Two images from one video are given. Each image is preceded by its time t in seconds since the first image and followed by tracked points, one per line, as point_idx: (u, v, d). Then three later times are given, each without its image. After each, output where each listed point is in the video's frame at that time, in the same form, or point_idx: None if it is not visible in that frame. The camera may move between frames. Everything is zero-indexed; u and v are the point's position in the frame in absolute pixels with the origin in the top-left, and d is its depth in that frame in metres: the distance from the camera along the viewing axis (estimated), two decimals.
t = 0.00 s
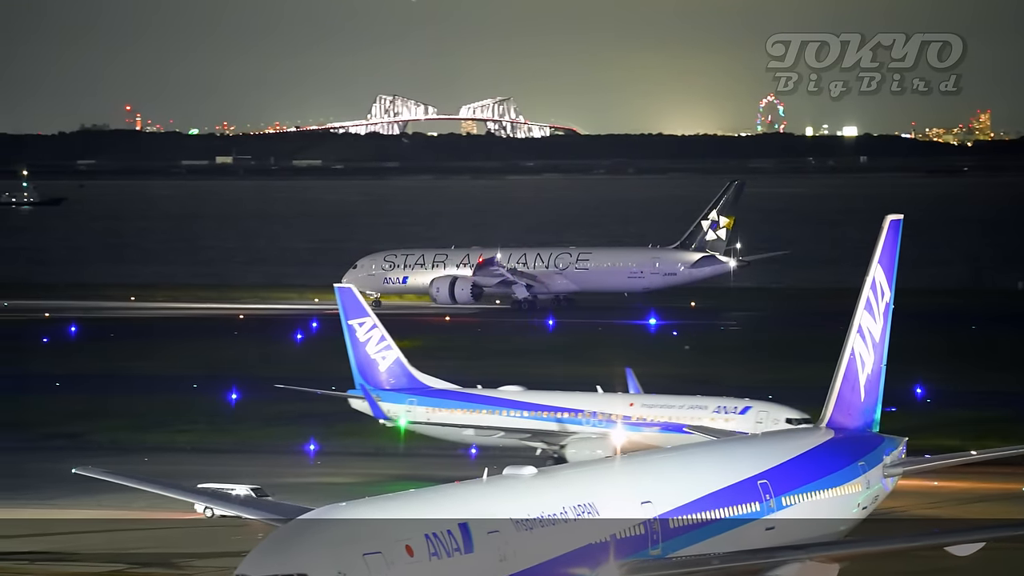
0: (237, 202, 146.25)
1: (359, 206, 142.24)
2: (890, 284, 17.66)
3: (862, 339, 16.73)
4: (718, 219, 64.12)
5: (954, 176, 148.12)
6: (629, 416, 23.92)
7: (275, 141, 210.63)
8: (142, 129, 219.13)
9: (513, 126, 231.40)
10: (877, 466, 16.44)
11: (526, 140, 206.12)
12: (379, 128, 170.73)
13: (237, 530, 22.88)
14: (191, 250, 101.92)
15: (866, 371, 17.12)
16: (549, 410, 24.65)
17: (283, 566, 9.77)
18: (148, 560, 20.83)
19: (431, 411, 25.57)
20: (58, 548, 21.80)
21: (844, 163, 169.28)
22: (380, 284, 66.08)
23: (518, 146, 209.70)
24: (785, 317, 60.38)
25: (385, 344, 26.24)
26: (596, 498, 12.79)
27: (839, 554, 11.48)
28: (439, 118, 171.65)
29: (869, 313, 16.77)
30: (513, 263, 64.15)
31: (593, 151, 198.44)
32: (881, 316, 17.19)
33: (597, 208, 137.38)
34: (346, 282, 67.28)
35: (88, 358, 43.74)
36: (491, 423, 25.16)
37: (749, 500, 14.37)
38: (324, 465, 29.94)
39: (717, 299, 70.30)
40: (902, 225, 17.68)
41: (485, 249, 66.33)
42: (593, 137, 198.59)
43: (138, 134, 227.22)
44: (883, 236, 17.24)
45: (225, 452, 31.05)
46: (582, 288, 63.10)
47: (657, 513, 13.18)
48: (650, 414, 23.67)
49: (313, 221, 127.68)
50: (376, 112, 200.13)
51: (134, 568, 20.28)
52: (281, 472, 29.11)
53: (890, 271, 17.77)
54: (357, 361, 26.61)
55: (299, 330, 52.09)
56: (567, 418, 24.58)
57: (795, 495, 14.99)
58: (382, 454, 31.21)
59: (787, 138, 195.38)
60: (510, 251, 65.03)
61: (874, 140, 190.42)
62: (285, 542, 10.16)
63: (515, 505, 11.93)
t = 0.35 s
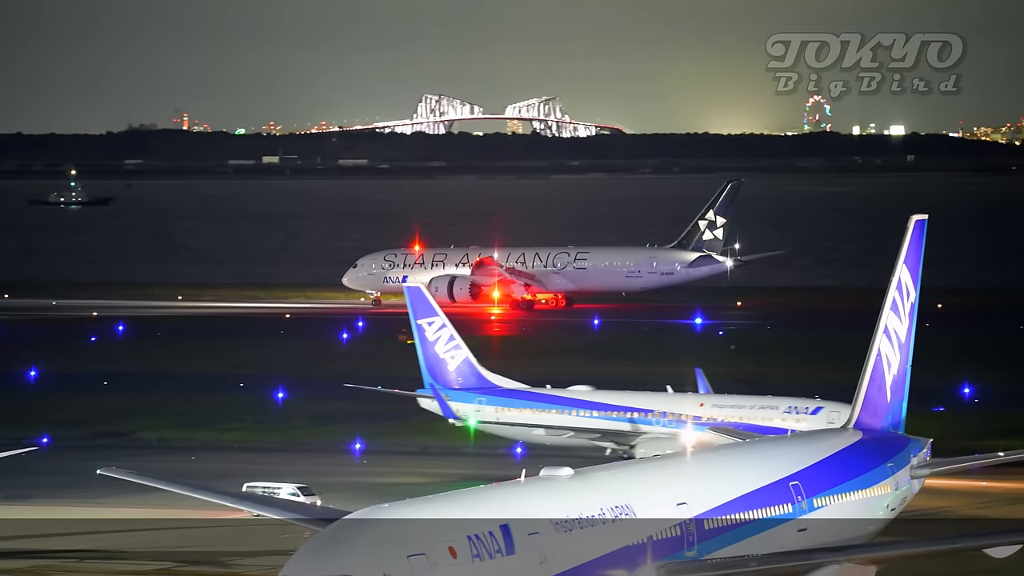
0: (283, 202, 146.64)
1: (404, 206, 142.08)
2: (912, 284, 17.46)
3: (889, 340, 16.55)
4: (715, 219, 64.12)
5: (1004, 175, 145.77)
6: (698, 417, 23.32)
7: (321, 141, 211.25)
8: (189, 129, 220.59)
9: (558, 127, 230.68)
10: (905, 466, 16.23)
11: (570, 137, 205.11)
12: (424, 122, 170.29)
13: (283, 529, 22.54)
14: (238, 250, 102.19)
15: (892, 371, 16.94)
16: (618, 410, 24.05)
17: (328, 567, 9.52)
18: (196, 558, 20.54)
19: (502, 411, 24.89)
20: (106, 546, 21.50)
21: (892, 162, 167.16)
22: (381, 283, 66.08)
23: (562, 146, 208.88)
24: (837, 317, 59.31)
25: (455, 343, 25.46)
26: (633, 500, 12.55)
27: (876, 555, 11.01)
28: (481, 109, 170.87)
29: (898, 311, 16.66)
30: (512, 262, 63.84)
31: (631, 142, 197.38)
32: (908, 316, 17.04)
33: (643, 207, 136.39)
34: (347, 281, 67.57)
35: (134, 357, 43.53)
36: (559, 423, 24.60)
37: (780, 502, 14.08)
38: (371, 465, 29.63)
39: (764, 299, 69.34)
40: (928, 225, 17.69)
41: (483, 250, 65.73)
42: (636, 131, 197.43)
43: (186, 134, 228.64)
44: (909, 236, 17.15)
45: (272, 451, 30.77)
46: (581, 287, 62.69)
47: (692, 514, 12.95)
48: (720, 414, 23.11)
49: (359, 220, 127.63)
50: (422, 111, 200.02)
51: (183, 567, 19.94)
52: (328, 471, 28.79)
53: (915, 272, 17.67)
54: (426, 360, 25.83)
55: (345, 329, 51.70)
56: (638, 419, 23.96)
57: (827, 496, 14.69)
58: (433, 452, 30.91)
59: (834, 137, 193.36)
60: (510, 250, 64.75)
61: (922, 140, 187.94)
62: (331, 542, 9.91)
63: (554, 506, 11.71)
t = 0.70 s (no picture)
0: (329, 201, 146.87)
1: (449, 205, 141.84)
2: (935, 284, 16.96)
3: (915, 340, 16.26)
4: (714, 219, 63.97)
5: None
6: (769, 417, 22.70)
7: (366, 141, 211.61)
8: (236, 129, 221.66)
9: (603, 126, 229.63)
10: (931, 468, 15.88)
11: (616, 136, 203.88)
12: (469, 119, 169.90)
13: (327, 529, 22.23)
14: (283, 249, 102.43)
15: (918, 372, 16.60)
16: (688, 411, 23.32)
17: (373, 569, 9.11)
18: (243, 556, 20.29)
19: (571, 411, 24.21)
20: (153, 545, 21.18)
21: (940, 161, 164.74)
22: (382, 283, 66.71)
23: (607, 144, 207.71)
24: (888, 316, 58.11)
25: (524, 342, 24.76)
26: (671, 502, 12.20)
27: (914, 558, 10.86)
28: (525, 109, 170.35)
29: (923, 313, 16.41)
30: (511, 262, 64.25)
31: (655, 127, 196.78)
32: (933, 317, 16.68)
33: (688, 207, 135.29)
34: (349, 280, 68.27)
35: (180, 356, 43.37)
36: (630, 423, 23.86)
37: (813, 504, 13.67)
38: (416, 464, 29.27)
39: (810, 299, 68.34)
40: (951, 225, 17.35)
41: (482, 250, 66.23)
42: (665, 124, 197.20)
43: (233, 133, 229.83)
44: (933, 236, 16.89)
45: (317, 450, 30.53)
46: (579, 286, 63.05)
47: (728, 516, 12.58)
48: (791, 415, 22.48)
49: (404, 220, 127.51)
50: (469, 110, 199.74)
51: (230, 565, 19.68)
52: (373, 471, 28.44)
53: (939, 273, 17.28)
54: (494, 360, 25.14)
55: (390, 329, 51.32)
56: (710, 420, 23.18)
57: (858, 498, 14.30)
58: (479, 451, 30.51)
59: (882, 137, 190.97)
60: (510, 250, 65.16)
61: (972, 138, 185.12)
62: (377, 544, 9.56)
63: (592, 508, 11.38)
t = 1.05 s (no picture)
0: (373, 201, 147.06)
1: (493, 205, 141.52)
2: (961, 284, 16.35)
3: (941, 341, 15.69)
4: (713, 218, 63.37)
5: None
6: (839, 417, 22.06)
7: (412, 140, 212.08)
8: (282, 129, 222.96)
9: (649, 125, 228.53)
10: (959, 469, 15.41)
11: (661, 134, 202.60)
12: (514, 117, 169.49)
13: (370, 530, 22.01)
14: (329, 249, 102.62)
15: (944, 372, 16.04)
16: (761, 411, 22.69)
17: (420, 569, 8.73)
18: (288, 555, 19.99)
19: (640, 411, 23.76)
20: (200, 543, 20.95)
21: (991, 160, 162.12)
22: (385, 282, 65.78)
23: (652, 143, 206.50)
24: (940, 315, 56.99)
25: (593, 343, 24.07)
26: (709, 504, 11.84)
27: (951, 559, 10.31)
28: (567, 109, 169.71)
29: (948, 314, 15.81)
30: (513, 261, 63.19)
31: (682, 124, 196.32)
32: (958, 316, 16.09)
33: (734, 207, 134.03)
34: (352, 281, 67.35)
35: (226, 356, 43.28)
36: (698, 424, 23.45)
37: (844, 505, 13.21)
38: (462, 463, 28.92)
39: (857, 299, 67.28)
40: (976, 224, 16.75)
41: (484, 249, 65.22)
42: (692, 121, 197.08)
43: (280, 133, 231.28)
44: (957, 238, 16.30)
45: (363, 449, 30.28)
46: (580, 285, 62.14)
47: (765, 518, 12.18)
48: (862, 415, 21.86)
49: (450, 220, 127.37)
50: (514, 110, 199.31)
51: (276, 564, 19.37)
52: (417, 471, 28.07)
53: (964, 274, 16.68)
54: (562, 359, 24.49)
55: (435, 329, 50.92)
56: (782, 420, 22.59)
57: (890, 500, 13.87)
58: (525, 451, 30.14)
59: (932, 136, 188.29)
60: (511, 249, 64.08)
61: None
62: (423, 546, 9.19)
63: (634, 512, 10.99)
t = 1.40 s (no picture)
0: (415, 200, 147.15)
1: (535, 205, 141.06)
2: (983, 284, 15.90)
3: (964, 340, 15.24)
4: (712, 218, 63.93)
5: None
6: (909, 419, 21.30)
7: (454, 140, 212.11)
8: (325, 128, 223.86)
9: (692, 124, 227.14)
10: (983, 470, 15.00)
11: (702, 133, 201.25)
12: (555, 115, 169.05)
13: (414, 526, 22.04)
14: (370, 249, 102.65)
15: (967, 372, 15.57)
16: (829, 413, 22.03)
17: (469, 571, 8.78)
18: (332, 555, 19.79)
19: (708, 412, 22.83)
20: (245, 542, 20.76)
21: None
22: (387, 282, 64.70)
23: (694, 143, 205.11)
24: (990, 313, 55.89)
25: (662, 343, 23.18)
26: (746, 506, 11.70)
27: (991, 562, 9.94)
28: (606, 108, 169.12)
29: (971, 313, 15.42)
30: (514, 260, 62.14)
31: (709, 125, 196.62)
32: (981, 319, 15.63)
33: (779, 206, 132.76)
34: (354, 279, 66.36)
35: (268, 356, 43.15)
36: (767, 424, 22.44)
37: (877, 508, 12.90)
38: (505, 463, 28.55)
39: (904, 299, 66.22)
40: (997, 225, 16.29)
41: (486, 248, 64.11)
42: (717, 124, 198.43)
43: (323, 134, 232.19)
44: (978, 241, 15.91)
45: (405, 449, 29.97)
46: (581, 284, 61.23)
47: (800, 519, 11.97)
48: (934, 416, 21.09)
49: (492, 220, 127.06)
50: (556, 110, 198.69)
51: (320, 563, 19.19)
52: (459, 470, 27.75)
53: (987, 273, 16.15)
54: (629, 359, 23.59)
55: (478, 329, 50.53)
56: (850, 422, 21.87)
57: (921, 501, 13.55)
58: (569, 450, 29.72)
59: (981, 135, 185.50)
60: (511, 248, 63.02)
61: None
62: (469, 549, 9.21)
63: (672, 514, 10.96)
